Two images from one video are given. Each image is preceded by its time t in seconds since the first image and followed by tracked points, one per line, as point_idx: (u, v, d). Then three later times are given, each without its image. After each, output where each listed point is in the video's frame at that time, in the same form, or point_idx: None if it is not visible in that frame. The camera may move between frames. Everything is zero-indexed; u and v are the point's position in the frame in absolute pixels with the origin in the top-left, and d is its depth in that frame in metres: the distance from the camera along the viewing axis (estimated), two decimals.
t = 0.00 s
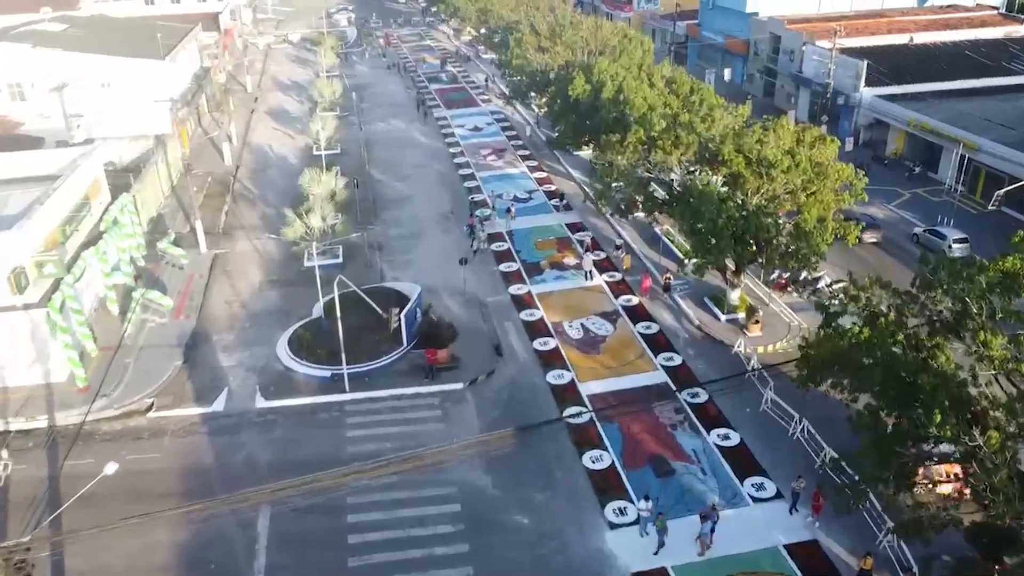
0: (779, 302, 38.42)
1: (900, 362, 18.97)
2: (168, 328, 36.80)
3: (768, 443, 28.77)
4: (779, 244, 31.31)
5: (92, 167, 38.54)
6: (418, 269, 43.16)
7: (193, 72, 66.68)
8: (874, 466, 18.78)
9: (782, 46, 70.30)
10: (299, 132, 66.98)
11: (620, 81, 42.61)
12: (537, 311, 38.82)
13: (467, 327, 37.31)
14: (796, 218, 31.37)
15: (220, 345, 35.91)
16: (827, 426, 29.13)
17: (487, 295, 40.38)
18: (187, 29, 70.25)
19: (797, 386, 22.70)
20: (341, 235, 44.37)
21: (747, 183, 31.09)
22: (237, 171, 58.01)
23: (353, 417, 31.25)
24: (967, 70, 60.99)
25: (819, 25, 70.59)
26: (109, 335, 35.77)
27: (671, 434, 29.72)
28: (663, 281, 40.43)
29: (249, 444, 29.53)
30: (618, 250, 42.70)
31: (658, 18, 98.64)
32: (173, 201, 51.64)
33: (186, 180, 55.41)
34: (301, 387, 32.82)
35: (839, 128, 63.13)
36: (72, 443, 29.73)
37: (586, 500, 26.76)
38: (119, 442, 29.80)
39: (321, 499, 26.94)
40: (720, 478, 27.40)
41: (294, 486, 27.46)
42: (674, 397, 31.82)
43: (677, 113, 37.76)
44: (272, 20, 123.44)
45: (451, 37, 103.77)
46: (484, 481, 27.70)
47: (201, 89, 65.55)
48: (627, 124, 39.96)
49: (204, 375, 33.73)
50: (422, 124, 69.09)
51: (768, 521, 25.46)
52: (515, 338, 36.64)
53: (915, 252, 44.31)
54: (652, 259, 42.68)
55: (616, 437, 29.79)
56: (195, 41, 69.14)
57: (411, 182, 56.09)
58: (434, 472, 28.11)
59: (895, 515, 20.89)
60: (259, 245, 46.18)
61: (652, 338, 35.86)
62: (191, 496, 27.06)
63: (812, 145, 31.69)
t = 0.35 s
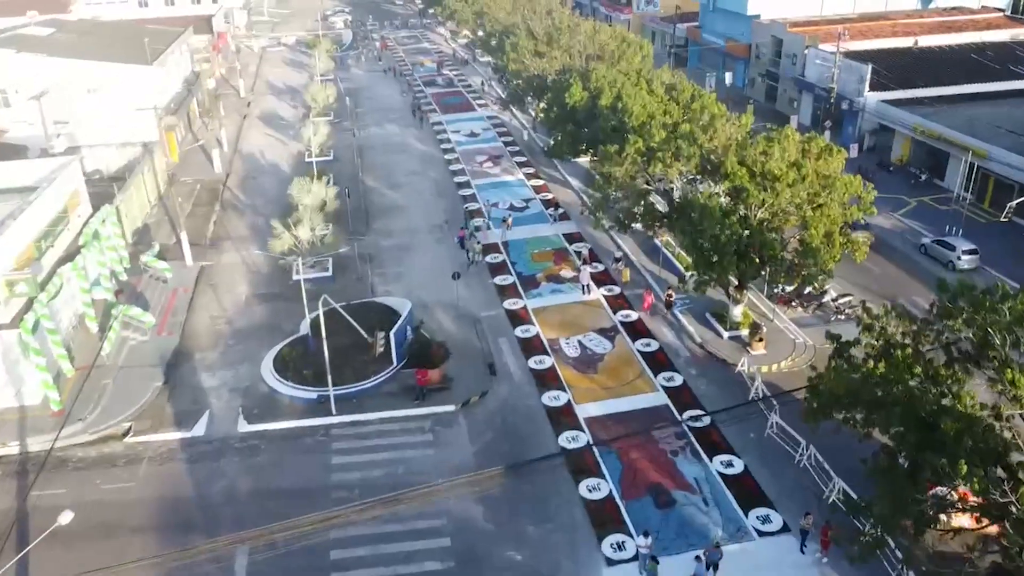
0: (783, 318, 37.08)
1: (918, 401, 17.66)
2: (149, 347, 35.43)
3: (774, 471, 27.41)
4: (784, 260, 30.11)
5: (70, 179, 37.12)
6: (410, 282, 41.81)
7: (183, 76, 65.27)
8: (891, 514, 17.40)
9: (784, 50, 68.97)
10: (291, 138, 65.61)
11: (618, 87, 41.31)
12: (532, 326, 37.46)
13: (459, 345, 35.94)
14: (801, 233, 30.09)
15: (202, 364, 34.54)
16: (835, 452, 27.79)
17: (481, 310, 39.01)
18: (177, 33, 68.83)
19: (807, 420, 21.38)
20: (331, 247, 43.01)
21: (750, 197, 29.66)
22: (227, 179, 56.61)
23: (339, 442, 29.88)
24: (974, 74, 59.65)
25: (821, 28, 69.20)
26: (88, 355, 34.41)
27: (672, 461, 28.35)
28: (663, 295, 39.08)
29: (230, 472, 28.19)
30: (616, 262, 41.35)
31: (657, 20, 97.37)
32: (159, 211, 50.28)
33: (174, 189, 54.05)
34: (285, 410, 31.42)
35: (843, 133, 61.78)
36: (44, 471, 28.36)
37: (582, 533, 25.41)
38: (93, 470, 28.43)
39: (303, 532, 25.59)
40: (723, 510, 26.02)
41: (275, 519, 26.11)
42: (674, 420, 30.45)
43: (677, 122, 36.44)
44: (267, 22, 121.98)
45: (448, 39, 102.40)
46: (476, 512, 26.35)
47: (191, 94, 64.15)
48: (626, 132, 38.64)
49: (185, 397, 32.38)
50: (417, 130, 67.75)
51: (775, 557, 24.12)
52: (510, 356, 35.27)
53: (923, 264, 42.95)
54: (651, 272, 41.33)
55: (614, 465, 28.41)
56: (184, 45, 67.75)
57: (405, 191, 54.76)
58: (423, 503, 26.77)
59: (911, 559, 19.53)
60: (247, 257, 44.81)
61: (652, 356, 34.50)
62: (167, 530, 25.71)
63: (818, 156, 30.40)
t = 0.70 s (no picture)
0: (788, 335, 35.69)
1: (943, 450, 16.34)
2: (128, 367, 34.00)
3: (781, 504, 26.03)
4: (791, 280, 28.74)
5: (45, 192, 35.65)
6: (401, 297, 40.37)
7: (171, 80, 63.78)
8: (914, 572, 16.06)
9: (786, 54, 67.61)
10: (283, 144, 64.18)
11: (617, 95, 39.88)
12: (527, 344, 36.03)
13: (451, 365, 34.46)
14: (809, 252, 28.72)
15: (183, 385, 33.09)
16: (844, 483, 26.42)
17: (474, 327, 37.58)
18: (167, 36, 67.36)
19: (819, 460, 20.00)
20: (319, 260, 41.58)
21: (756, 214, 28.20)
22: (215, 187, 55.14)
23: (323, 470, 28.42)
24: (982, 79, 58.27)
25: (824, 31, 67.83)
26: (62, 375, 32.96)
27: (673, 493, 26.91)
28: (663, 311, 37.67)
29: (207, 504, 26.76)
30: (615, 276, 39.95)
31: (657, 23, 96.09)
32: (145, 220, 48.84)
33: (160, 197, 52.59)
34: (267, 435, 29.96)
35: (847, 140, 60.39)
36: (11, 503, 26.91)
37: (578, 572, 23.98)
38: (63, 502, 26.99)
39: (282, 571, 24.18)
40: (727, 547, 24.62)
41: (254, 556, 24.69)
42: (675, 447, 29.03)
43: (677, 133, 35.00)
44: (262, 24, 120.48)
45: (444, 42, 100.94)
46: (465, 549, 24.94)
47: (180, 99, 62.70)
48: (625, 143, 37.26)
49: (163, 420, 30.93)
50: (411, 135, 66.37)
51: None
52: (504, 377, 33.81)
53: (932, 277, 41.59)
54: (650, 286, 39.91)
55: (612, 496, 26.95)
56: (173, 48, 66.25)
57: (398, 199, 53.35)
58: (410, 539, 25.36)
59: None
60: (233, 269, 43.36)
61: (652, 377, 33.09)
62: (138, 568, 24.29)
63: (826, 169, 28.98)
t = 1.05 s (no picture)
0: (794, 355, 34.34)
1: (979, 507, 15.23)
2: (107, 388, 32.60)
3: (791, 540, 24.71)
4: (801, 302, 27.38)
5: (21, 204, 34.16)
6: (393, 312, 39.00)
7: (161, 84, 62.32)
8: None
9: (789, 59, 66.48)
10: (274, 149, 62.76)
11: (618, 103, 38.53)
12: (524, 363, 34.64)
13: (444, 386, 33.07)
14: (820, 272, 27.37)
15: (163, 407, 31.70)
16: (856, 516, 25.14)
17: (469, 345, 36.20)
18: (156, 38, 65.88)
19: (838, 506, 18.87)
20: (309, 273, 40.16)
21: (764, 234, 26.81)
22: (204, 195, 53.73)
23: (309, 501, 27.03)
24: (989, 86, 57.04)
25: (827, 35, 66.58)
26: (38, 397, 31.55)
27: (678, 527, 25.54)
28: (665, 328, 36.32)
29: (186, 538, 25.39)
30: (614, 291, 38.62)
31: (656, 26, 94.91)
32: (130, 230, 47.44)
33: (147, 205, 51.17)
34: (251, 462, 28.58)
35: (851, 148, 59.17)
36: None
37: None
38: (34, 535, 25.57)
39: None
40: None
41: None
42: (679, 476, 27.68)
43: (680, 145, 33.62)
44: (257, 25, 119.02)
45: (441, 44, 99.49)
46: None
47: (169, 103, 61.22)
48: (626, 153, 35.93)
49: (142, 445, 29.54)
50: (406, 141, 64.99)
51: None
52: (499, 399, 32.41)
53: (942, 292, 40.33)
54: (651, 300, 38.57)
55: (614, 529, 25.58)
56: (163, 51, 64.78)
57: (392, 207, 51.96)
58: None
59: None
60: (219, 282, 41.95)
61: (653, 399, 31.71)
62: None
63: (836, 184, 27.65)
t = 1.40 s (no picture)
0: (806, 375, 33.02)
1: None
2: (89, 410, 31.14)
3: None
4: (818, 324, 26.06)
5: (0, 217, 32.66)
6: (389, 328, 37.60)
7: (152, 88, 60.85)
8: None
9: (794, 63, 65.36)
10: (268, 155, 61.32)
11: (624, 112, 37.25)
12: (526, 383, 33.24)
13: (442, 408, 31.67)
14: (838, 292, 26.08)
15: (148, 431, 30.26)
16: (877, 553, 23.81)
17: (468, 363, 34.80)
18: (147, 41, 64.40)
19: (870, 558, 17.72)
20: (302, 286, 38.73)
21: (780, 253, 25.52)
22: (195, 202, 52.29)
23: (300, 534, 25.64)
24: (1000, 92, 55.79)
25: (833, 39, 65.34)
26: (16, 421, 30.09)
27: (689, 563, 24.20)
28: (671, 346, 34.99)
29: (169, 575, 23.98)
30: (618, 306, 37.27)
31: (657, 28, 93.76)
32: (119, 239, 45.98)
33: (137, 213, 49.72)
34: (239, 492, 27.17)
35: (858, 155, 57.92)
36: None
37: None
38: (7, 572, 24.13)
39: None
40: None
41: None
42: (689, 507, 26.32)
43: (688, 158, 32.37)
44: (253, 27, 117.64)
45: (439, 46, 98.12)
46: None
47: (160, 108, 59.73)
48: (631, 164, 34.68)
49: (125, 473, 28.11)
50: (404, 146, 63.63)
51: None
52: (500, 422, 30.99)
53: (956, 307, 39.02)
54: (657, 316, 37.22)
55: (622, 566, 24.23)
56: (155, 53, 63.30)
57: (388, 216, 50.54)
58: None
59: None
60: (209, 295, 40.51)
61: (661, 423, 30.35)
62: None
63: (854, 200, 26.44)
